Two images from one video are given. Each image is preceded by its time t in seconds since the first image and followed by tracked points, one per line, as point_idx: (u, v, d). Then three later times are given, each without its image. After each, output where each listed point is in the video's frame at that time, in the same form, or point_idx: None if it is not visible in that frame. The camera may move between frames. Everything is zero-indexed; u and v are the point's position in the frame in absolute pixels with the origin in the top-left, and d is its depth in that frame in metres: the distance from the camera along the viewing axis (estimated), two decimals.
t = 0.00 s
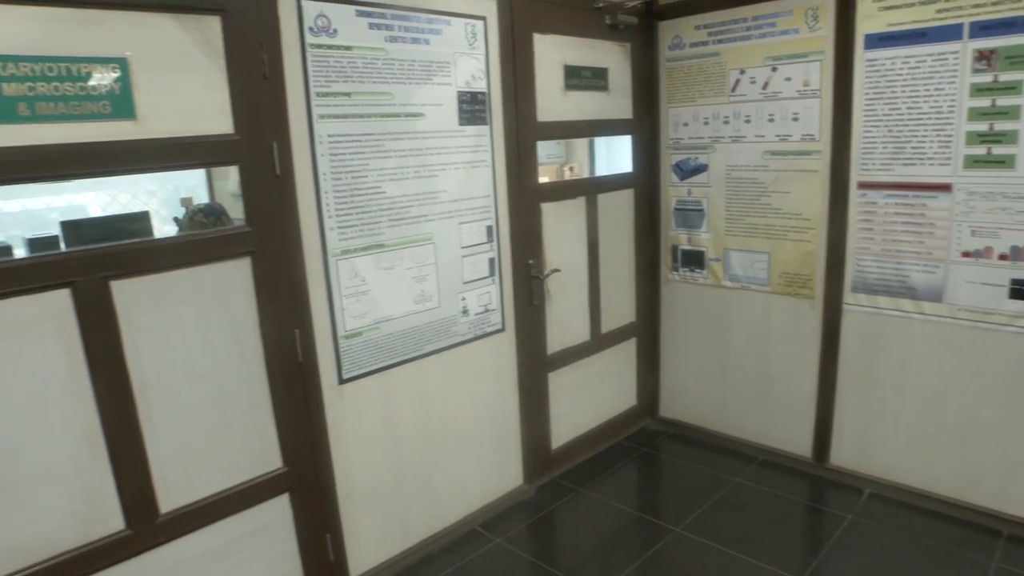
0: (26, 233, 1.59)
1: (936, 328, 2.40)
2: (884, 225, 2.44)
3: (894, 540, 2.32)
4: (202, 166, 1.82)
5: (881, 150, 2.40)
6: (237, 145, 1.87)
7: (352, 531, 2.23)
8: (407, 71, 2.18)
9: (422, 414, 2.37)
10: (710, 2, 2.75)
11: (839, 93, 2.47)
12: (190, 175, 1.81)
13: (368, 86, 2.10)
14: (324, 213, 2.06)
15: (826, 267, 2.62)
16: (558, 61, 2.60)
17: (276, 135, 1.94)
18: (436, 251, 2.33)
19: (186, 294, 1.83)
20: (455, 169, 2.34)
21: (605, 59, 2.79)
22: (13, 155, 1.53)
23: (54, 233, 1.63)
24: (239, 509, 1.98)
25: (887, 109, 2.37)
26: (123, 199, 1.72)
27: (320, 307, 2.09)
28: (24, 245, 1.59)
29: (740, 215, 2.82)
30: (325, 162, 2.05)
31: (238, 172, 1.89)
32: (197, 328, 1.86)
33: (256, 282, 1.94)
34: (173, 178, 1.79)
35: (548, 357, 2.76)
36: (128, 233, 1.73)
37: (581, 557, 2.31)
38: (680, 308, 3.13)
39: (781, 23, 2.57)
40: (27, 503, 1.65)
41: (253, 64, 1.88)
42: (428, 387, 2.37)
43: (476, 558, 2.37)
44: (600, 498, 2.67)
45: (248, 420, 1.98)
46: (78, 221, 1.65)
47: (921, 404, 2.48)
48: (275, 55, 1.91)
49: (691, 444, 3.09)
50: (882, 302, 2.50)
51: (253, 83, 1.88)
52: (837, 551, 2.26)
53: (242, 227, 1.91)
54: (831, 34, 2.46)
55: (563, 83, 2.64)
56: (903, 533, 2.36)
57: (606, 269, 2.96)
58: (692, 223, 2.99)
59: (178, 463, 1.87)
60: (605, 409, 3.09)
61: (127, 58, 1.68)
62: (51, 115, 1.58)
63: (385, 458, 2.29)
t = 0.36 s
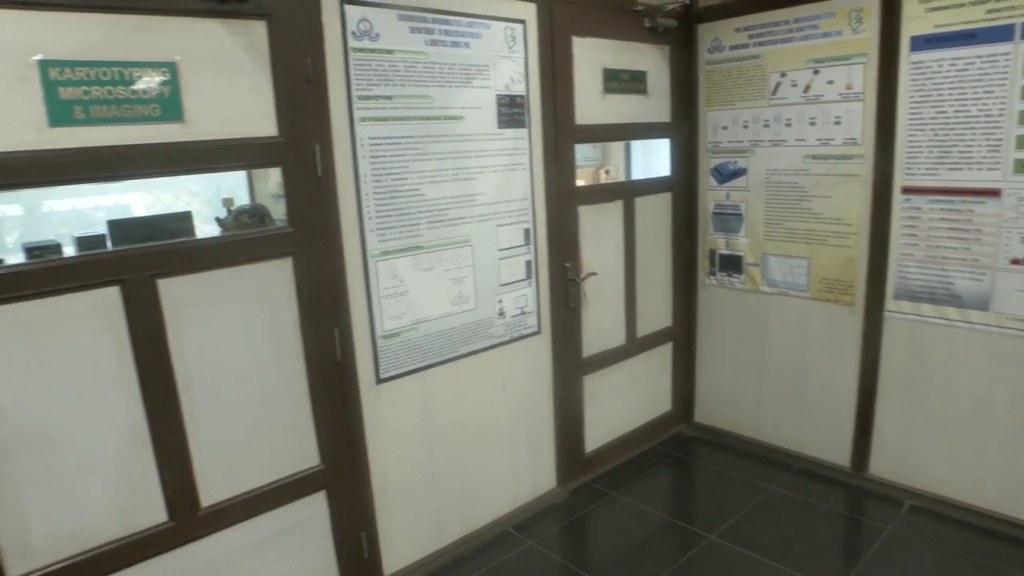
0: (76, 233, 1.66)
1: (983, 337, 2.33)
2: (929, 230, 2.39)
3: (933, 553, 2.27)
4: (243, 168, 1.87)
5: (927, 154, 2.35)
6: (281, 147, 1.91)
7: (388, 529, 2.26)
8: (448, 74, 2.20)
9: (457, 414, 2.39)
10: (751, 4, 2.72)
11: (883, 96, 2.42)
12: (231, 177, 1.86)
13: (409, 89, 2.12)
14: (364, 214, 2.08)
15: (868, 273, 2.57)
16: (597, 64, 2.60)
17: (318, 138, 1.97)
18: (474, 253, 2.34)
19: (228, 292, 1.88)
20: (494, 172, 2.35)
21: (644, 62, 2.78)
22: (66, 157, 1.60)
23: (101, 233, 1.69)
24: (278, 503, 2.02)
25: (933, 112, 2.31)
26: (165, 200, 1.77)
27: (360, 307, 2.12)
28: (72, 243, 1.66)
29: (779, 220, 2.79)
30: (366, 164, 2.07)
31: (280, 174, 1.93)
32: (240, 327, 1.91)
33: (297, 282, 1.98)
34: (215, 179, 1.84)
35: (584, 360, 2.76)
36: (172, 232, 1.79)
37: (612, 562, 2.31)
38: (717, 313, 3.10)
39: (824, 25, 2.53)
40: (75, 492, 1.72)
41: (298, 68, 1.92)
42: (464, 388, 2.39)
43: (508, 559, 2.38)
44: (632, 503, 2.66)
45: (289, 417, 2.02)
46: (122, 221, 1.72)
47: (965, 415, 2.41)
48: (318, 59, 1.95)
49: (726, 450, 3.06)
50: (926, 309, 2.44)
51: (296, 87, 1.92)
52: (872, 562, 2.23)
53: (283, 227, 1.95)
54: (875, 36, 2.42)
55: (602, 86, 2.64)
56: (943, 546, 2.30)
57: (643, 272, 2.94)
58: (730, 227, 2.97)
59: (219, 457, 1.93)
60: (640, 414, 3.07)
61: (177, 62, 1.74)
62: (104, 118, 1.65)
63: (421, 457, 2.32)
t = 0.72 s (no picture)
0: (118, 231, 1.72)
1: None
2: (975, 243, 2.32)
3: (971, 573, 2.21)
4: (281, 171, 1.90)
5: (973, 165, 2.29)
6: (323, 152, 1.94)
7: (420, 531, 2.28)
8: (488, 81, 2.22)
9: (491, 419, 2.39)
10: (792, 11, 2.70)
11: (928, 105, 2.37)
12: (270, 180, 1.89)
13: (449, 95, 2.14)
14: (403, 219, 2.11)
15: (909, 285, 2.52)
16: (636, 71, 2.60)
17: (360, 142, 2.00)
18: (510, 258, 2.35)
19: (270, 293, 1.92)
20: (532, 178, 2.36)
21: (684, 70, 2.77)
22: (116, 159, 1.67)
23: (144, 232, 1.75)
24: (315, 502, 2.06)
25: (980, 122, 2.25)
26: (204, 201, 1.82)
27: (397, 310, 2.14)
28: (117, 242, 1.72)
29: (819, 230, 2.75)
30: (406, 169, 2.10)
31: (320, 177, 1.96)
32: (280, 327, 1.95)
33: (337, 284, 2.01)
34: (255, 182, 1.88)
35: (618, 368, 2.75)
36: (213, 233, 1.84)
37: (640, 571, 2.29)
38: (754, 323, 3.07)
39: (867, 33, 2.50)
40: (116, 483, 1.79)
41: (341, 73, 1.95)
42: (498, 393, 2.40)
43: (537, 565, 2.38)
44: (663, 512, 2.64)
45: (326, 417, 2.05)
46: (162, 221, 1.77)
47: (1010, 433, 2.34)
48: (362, 65, 1.98)
49: (759, 462, 3.03)
50: (969, 324, 2.38)
51: (340, 93, 1.95)
52: None
53: (323, 229, 1.98)
54: (921, 44, 2.37)
55: (641, 93, 2.63)
56: (983, 567, 2.24)
57: (679, 280, 2.92)
58: (768, 237, 2.94)
59: (258, 454, 1.97)
60: (673, 423, 3.05)
61: (224, 67, 1.79)
62: (154, 121, 1.72)
63: (455, 460, 2.33)
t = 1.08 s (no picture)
0: (157, 233, 1.76)
1: None
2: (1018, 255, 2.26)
3: None
4: (316, 177, 1.93)
5: (1017, 175, 2.23)
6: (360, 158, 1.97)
7: (449, 536, 2.29)
8: (523, 88, 2.22)
9: (521, 425, 2.40)
10: (829, 19, 2.67)
11: (968, 114, 2.33)
12: (304, 185, 1.92)
13: (483, 102, 2.16)
14: (437, 225, 2.12)
15: (948, 298, 2.46)
16: (670, 79, 2.59)
17: (396, 149, 2.02)
18: (543, 265, 2.35)
19: (305, 296, 1.95)
20: (566, 186, 2.36)
21: (718, 78, 2.75)
22: (158, 164, 1.72)
23: (181, 234, 1.79)
24: (347, 504, 2.08)
25: None
26: (239, 204, 1.85)
27: (429, 316, 2.15)
28: (155, 243, 1.77)
29: (855, 240, 2.71)
30: (440, 176, 2.11)
31: (357, 183, 1.99)
32: (315, 331, 1.97)
33: (372, 289, 2.03)
34: (288, 187, 1.91)
35: (648, 376, 2.73)
36: (249, 237, 1.87)
37: None
38: (787, 334, 3.03)
39: (906, 41, 2.46)
40: (154, 481, 1.83)
41: (378, 81, 1.97)
42: (529, 400, 2.40)
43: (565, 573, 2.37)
44: (691, 523, 2.62)
45: (359, 421, 2.07)
46: (199, 224, 1.81)
47: None
48: (399, 73, 2.00)
49: (791, 475, 2.99)
50: (1011, 338, 2.32)
51: (377, 100, 1.98)
52: None
53: (359, 234, 2.00)
54: (963, 52, 2.33)
55: (675, 101, 2.62)
56: None
57: (711, 289, 2.90)
58: (803, 246, 2.90)
59: (292, 456, 1.99)
60: (703, 433, 3.02)
61: (265, 74, 1.84)
62: (197, 126, 1.77)
63: (485, 466, 2.34)
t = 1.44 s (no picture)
0: (192, 232, 1.80)
1: None
2: None
3: None
4: (347, 181, 1.94)
5: None
6: (395, 162, 1.98)
7: (476, 539, 2.29)
8: (557, 93, 2.23)
9: (549, 430, 2.39)
10: (868, 24, 2.63)
11: (1011, 122, 2.28)
12: (336, 187, 1.94)
13: (517, 107, 2.16)
14: (470, 228, 2.13)
15: (988, 309, 2.41)
16: (705, 85, 2.57)
17: (430, 152, 2.03)
18: (574, 271, 2.35)
19: (339, 298, 1.96)
20: (598, 191, 2.36)
21: (753, 84, 2.73)
22: (197, 166, 1.76)
23: (215, 233, 1.82)
24: (376, 505, 2.09)
25: None
26: (271, 205, 1.87)
27: (460, 319, 2.16)
28: (189, 243, 1.79)
29: (890, 250, 2.67)
30: (474, 180, 2.12)
31: (391, 186, 2.00)
32: (348, 333, 1.99)
33: (405, 292, 2.04)
34: (320, 189, 1.93)
35: (678, 384, 2.71)
36: (282, 238, 1.89)
37: None
38: (819, 343, 2.99)
39: (947, 47, 2.42)
40: (187, 477, 1.87)
41: (414, 85, 1.99)
42: (557, 404, 2.39)
43: None
44: (718, 533, 2.59)
45: (390, 422, 2.08)
46: (231, 224, 1.83)
47: None
48: (435, 77, 2.02)
49: (821, 487, 2.95)
50: None
51: (413, 104, 1.99)
52: None
53: (393, 237, 2.01)
54: (1006, 58, 2.28)
55: (709, 107, 2.61)
56: None
57: (742, 297, 2.87)
58: (837, 255, 2.87)
59: (322, 455, 2.01)
60: (732, 442, 2.99)
61: (303, 78, 1.86)
62: (237, 129, 1.80)
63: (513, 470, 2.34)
